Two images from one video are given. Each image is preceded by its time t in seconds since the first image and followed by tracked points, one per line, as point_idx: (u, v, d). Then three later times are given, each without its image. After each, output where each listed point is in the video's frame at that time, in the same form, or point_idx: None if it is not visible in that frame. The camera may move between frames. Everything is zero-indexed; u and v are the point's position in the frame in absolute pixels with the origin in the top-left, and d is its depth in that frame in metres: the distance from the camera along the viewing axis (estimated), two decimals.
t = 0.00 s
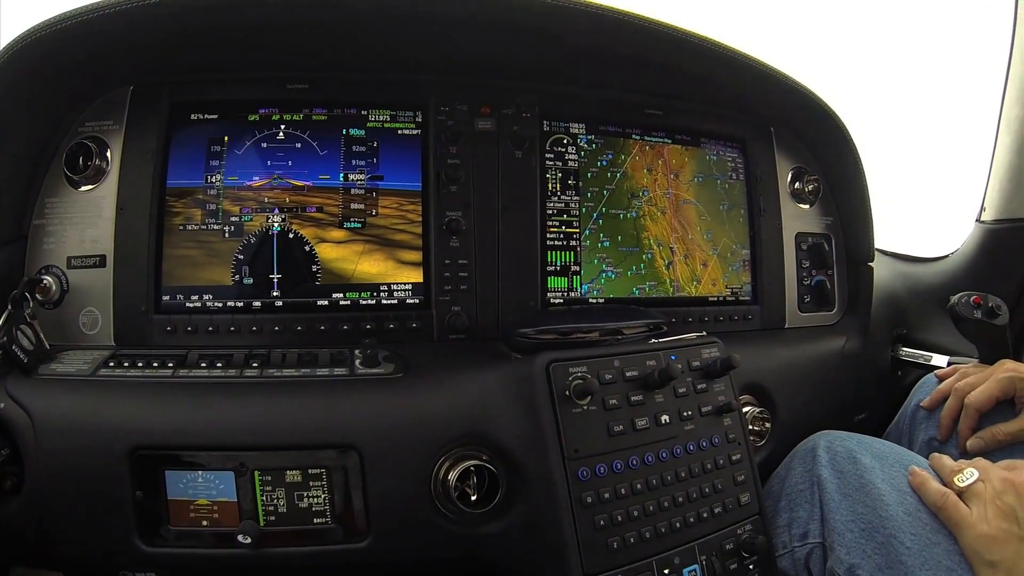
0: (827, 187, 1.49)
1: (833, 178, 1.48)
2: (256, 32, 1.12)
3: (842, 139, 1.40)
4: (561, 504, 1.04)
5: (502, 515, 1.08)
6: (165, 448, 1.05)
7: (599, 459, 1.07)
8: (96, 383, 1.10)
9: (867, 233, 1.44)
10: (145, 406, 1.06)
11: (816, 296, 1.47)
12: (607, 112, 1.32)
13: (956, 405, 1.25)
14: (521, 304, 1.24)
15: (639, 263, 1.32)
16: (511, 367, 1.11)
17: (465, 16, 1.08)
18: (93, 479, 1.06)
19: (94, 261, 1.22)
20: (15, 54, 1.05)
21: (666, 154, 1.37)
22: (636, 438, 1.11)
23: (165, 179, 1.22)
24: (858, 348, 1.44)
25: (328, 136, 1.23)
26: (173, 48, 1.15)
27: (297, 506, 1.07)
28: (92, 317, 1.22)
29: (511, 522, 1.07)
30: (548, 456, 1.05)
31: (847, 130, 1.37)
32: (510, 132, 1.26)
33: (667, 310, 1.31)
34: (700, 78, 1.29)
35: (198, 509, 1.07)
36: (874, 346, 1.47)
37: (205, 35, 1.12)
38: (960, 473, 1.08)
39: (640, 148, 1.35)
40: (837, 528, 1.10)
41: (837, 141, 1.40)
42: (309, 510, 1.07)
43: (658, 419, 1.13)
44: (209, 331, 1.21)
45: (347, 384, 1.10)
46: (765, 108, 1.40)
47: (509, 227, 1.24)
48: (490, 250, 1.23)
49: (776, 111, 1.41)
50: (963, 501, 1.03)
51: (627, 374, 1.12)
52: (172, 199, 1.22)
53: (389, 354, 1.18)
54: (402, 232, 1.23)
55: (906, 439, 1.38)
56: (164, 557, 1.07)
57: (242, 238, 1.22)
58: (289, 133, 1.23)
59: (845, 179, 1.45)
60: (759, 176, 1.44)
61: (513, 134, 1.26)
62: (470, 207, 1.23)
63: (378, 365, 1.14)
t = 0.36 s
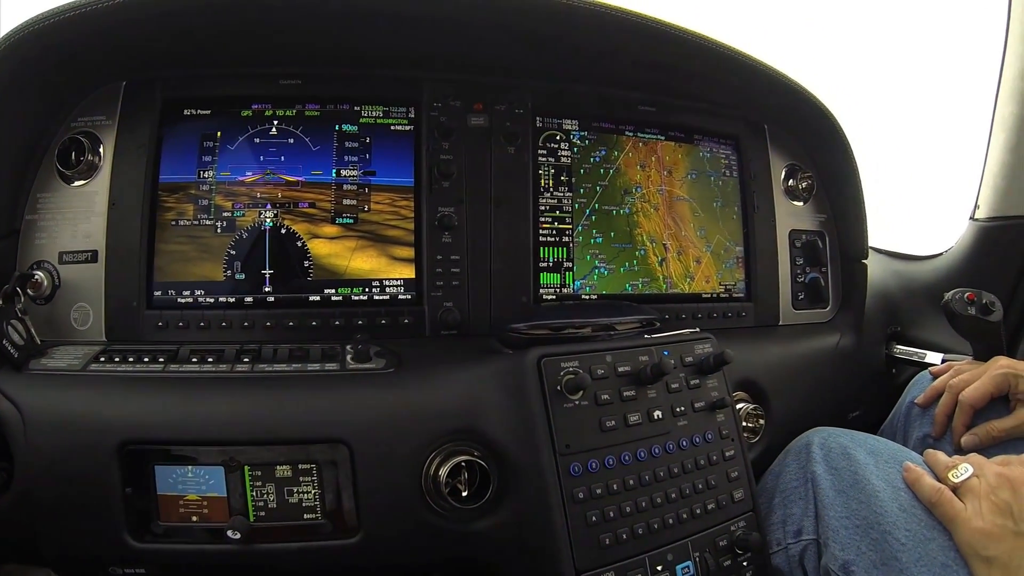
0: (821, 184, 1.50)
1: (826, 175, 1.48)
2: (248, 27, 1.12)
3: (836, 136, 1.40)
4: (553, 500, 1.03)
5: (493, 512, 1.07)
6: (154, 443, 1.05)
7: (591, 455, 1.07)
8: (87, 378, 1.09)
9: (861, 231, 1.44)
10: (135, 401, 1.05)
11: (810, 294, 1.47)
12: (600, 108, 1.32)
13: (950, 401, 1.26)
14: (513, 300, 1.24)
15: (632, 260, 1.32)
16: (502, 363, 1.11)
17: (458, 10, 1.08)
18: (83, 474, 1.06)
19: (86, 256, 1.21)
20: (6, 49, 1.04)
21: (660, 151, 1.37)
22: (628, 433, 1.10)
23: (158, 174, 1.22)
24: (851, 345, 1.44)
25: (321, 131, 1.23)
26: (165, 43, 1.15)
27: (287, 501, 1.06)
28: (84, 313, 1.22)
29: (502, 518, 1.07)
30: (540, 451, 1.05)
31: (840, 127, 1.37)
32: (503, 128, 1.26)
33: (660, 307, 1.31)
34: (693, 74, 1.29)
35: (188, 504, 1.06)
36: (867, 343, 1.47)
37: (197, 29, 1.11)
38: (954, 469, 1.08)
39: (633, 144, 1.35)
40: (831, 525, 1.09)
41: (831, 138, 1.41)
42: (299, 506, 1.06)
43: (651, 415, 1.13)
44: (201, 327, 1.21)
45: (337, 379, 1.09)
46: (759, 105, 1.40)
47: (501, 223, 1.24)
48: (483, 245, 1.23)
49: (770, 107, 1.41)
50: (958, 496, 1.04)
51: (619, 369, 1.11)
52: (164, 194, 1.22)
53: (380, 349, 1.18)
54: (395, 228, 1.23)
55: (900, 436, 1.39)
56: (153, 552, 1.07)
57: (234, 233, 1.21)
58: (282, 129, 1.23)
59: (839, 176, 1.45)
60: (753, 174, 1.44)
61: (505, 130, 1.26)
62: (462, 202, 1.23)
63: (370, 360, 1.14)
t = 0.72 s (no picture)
0: (814, 184, 1.50)
1: (819, 175, 1.48)
2: (239, 25, 1.12)
3: (829, 136, 1.40)
4: (542, 499, 1.03)
5: (483, 512, 1.07)
6: (143, 441, 1.05)
7: (581, 454, 1.06)
8: (76, 376, 1.09)
9: (854, 231, 1.44)
10: (124, 399, 1.05)
11: (803, 294, 1.47)
12: (593, 108, 1.32)
13: (943, 401, 1.26)
14: (504, 299, 1.24)
15: (624, 259, 1.31)
16: (492, 362, 1.10)
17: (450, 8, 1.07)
18: (72, 472, 1.05)
19: (76, 255, 1.21)
20: None
21: (652, 151, 1.37)
22: (619, 433, 1.10)
23: (149, 172, 1.22)
24: (845, 346, 1.44)
25: (312, 129, 1.23)
26: (157, 40, 1.14)
27: (276, 500, 1.06)
28: (74, 310, 1.21)
29: (492, 518, 1.06)
30: (529, 451, 1.04)
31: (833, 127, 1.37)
32: (495, 127, 1.26)
33: (652, 307, 1.31)
34: (687, 73, 1.29)
35: (177, 502, 1.06)
36: (860, 344, 1.47)
37: (188, 27, 1.11)
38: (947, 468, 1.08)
39: (626, 144, 1.35)
40: (824, 525, 1.08)
41: (824, 138, 1.41)
42: (288, 504, 1.06)
43: (641, 414, 1.13)
44: (191, 325, 1.21)
45: (327, 377, 1.09)
46: (752, 104, 1.40)
47: (493, 222, 1.24)
48: (474, 244, 1.23)
49: (763, 107, 1.41)
50: (951, 496, 1.04)
51: (609, 368, 1.11)
52: (156, 191, 1.22)
53: (370, 348, 1.17)
54: (386, 226, 1.23)
55: (894, 437, 1.38)
56: (142, 551, 1.07)
57: (225, 232, 1.21)
58: (274, 127, 1.23)
59: (832, 175, 1.45)
60: (746, 174, 1.43)
61: (497, 129, 1.25)
62: (453, 201, 1.23)
63: (360, 359, 1.13)
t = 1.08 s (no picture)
0: (806, 180, 1.50)
1: (811, 171, 1.48)
2: (228, 18, 1.11)
3: (819, 132, 1.40)
4: (527, 493, 1.02)
5: (469, 506, 1.06)
6: (127, 432, 1.04)
7: (567, 448, 1.06)
8: (62, 367, 1.08)
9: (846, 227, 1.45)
10: (109, 390, 1.04)
11: (795, 291, 1.46)
12: (583, 103, 1.32)
13: (936, 398, 1.25)
14: (493, 293, 1.23)
15: (613, 254, 1.31)
16: (478, 355, 1.10)
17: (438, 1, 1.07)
18: (55, 464, 1.05)
19: (65, 247, 1.21)
20: None
21: (642, 146, 1.37)
22: (606, 427, 1.09)
23: (138, 165, 1.22)
24: (836, 343, 1.44)
25: (302, 123, 1.23)
26: (146, 34, 1.14)
27: (260, 493, 1.05)
28: (62, 303, 1.21)
29: (477, 512, 1.06)
30: (514, 445, 1.03)
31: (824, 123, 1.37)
32: (484, 121, 1.26)
33: (641, 302, 1.30)
34: (677, 69, 1.29)
35: (161, 495, 1.06)
36: (852, 342, 1.46)
37: (176, 20, 1.11)
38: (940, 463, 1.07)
39: (615, 139, 1.35)
40: (814, 521, 1.08)
41: (815, 134, 1.41)
42: (272, 497, 1.06)
43: (629, 409, 1.12)
44: (179, 318, 1.20)
45: (312, 369, 1.08)
46: (743, 100, 1.39)
47: (481, 216, 1.24)
48: (462, 238, 1.23)
49: (754, 104, 1.40)
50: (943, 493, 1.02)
51: (596, 361, 1.10)
52: (145, 184, 1.22)
53: (357, 341, 1.17)
54: (374, 220, 1.23)
55: (885, 435, 1.38)
56: (126, 543, 1.06)
57: (214, 225, 1.21)
58: (263, 121, 1.23)
59: (823, 171, 1.45)
60: (737, 170, 1.43)
61: (487, 124, 1.26)
62: (441, 195, 1.23)
63: (346, 352, 1.13)
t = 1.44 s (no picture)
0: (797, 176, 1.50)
1: (803, 167, 1.48)
2: (216, 13, 1.12)
3: (810, 128, 1.39)
4: (512, 487, 1.01)
5: (455, 501, 1.06)
6: (112, 425, 1.04)
7: (554, 442, 1.05)
8: (47, 360, 1.08)
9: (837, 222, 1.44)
10: (94, 383, 1.04)
11: (786, 287, 1.47)
12: (573, 98, 1.32)
13: (927, 395, 1.24)
14: (481, 288, 1.23)
15: (602, 250, 1.31)
16: (465, 349, 1.10)
17: None
18: (39, 457, 1.04)
19: (54, 241, 1.21)
20: None
21: (632, 142, 1.37)
22: (593, 421, 1.08)
23: (128, 159, 1.22)
24: (826, 339, 1.44)
25: (290, 118, 1.23)
26: (135, 28, 1.15)
27: (245, 486, 1.05)
28: (51, 297, 1.21)
29: (463, 507, 1.05)
30: (500, 439, 1.03)
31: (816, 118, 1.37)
32: (472, 116, 1.26)
33: (630, 297, 1.30)
34: (668, 65, 1.28)
35: (145, 488, 1.05)
36: (843, 338, 1.46)
37: (165, 14, 1.11)
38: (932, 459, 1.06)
39: (605, 134, 1.34)
40: (805, 517, 1.07)
41: (807, 130, 1.40)
42: (257, 490, 1.05)
43: (616, 403, 1.11)
44: (167, 312, 1.20)
45: (298, 363, 1.08)
46: (734, 96, 1.39)
47: (470, 210, 1.24)
48: (450, 233, 1.23)
49: (745, 99, 1.40)
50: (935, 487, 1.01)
51: (583, 354, 1.10)
52: (134, 179, 1.22)
53: (344, 335, 1.17)
54: (363, 214, 1.23)
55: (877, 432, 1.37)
56: (110, 537, 1.06)
57: (202, 219, 1.21)
58: (252, 115, 1.23)
59: (814, 166, 1.45)
60: (728, 166, 1.43)
61: (476, 118, 1.26)
62: (430, 190, 1.23)
63: (333, 345, 1.13)
